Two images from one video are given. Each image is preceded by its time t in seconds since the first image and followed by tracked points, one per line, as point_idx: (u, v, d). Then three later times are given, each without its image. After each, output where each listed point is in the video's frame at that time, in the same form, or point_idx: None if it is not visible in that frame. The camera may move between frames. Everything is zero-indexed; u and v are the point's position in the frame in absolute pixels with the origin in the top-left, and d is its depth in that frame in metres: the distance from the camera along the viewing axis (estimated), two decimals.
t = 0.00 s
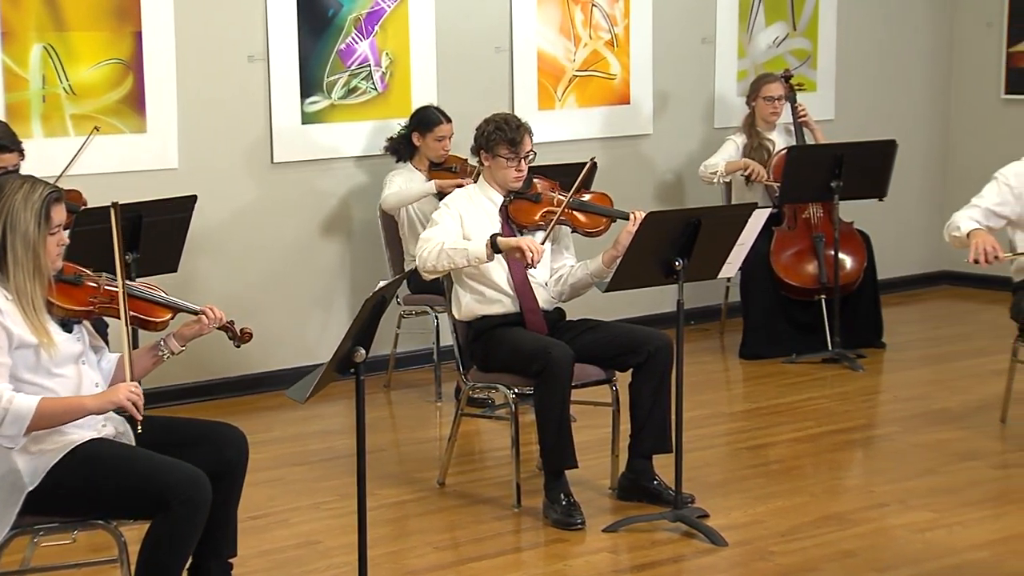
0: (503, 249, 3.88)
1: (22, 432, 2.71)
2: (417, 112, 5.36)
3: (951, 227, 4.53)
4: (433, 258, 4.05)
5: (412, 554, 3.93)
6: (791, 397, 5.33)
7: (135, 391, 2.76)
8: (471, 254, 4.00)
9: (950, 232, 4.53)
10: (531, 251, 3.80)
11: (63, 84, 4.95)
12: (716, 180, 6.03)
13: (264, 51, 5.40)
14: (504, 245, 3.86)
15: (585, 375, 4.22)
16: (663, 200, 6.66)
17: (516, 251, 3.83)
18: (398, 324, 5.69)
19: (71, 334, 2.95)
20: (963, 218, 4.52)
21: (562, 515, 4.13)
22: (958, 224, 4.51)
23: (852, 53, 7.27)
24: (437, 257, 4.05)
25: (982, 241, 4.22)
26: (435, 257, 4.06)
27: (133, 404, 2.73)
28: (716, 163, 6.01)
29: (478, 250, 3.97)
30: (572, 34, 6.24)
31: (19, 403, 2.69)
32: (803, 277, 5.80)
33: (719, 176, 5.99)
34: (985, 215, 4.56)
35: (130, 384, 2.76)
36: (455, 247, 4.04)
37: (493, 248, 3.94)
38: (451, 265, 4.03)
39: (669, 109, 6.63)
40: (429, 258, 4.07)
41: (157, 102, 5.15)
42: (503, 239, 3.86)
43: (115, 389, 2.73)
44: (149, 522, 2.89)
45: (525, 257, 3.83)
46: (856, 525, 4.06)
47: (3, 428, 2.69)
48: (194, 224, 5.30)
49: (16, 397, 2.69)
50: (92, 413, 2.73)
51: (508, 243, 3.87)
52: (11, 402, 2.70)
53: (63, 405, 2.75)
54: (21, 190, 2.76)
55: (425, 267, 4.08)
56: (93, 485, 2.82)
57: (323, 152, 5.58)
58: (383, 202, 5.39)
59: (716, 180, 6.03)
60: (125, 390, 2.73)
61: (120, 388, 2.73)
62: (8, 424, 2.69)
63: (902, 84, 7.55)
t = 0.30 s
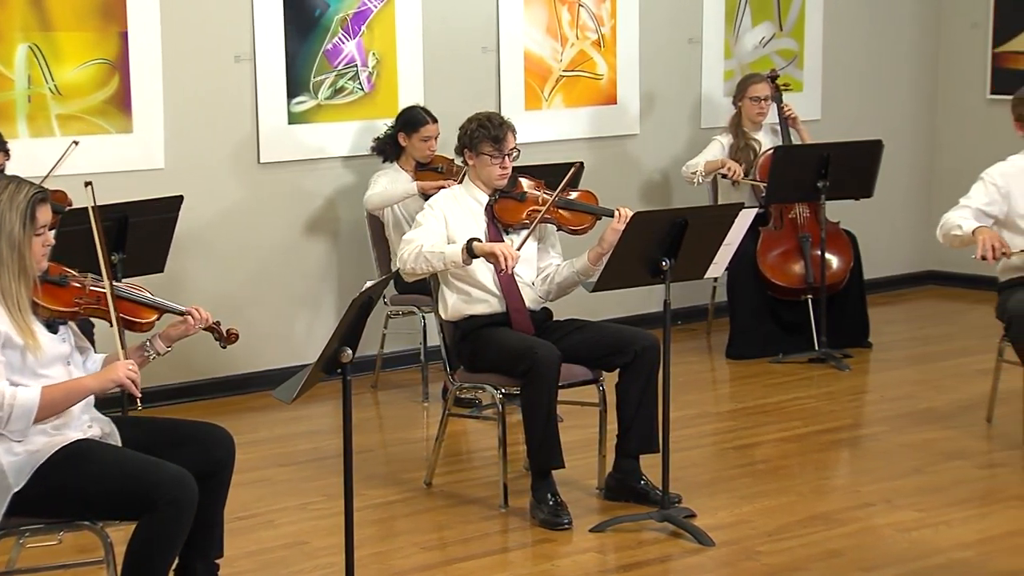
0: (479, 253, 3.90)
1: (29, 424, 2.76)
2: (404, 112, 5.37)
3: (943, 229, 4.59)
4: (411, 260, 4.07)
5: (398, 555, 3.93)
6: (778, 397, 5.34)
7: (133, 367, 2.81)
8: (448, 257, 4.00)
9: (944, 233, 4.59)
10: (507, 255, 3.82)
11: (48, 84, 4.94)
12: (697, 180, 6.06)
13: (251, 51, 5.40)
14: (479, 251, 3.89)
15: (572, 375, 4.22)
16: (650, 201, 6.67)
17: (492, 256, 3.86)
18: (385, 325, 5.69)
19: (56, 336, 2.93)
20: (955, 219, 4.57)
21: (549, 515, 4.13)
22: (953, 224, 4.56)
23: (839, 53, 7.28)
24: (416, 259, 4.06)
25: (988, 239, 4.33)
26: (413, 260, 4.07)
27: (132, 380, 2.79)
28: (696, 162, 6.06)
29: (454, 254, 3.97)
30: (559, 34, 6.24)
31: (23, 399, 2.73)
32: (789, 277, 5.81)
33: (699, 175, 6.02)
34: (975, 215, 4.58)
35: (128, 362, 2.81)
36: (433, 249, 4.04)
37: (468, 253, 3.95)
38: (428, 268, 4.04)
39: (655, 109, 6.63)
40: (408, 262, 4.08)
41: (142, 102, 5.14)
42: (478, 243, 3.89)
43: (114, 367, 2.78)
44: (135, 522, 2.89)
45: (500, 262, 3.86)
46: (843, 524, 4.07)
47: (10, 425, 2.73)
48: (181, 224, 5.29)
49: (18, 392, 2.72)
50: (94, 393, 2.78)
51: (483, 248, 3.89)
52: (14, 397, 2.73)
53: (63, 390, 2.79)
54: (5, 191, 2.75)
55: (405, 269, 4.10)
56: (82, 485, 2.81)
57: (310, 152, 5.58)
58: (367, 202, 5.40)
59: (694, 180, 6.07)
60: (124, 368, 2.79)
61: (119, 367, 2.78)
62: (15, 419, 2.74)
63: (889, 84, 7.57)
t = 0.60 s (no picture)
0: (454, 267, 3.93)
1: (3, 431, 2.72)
2: (390, 112, 5.38)
3: (954, 233, 4.52)
4: (393, 264, 4.07)
5: (384, 555, 3.93)
6: (765, 397, 5.35)
7: (113, 383, 2.76)
8: (424, 266, 4.02)
9: (954, 236, 4.53)
10: (480, 270, 3.85)
11: (33, 84, 4.93)
12: (681, 180, 6.07)
13: (236, 51, 5.39)
14: (453, 265, 3.92)
15: (558, 375, 4.21)
16: (637, 201, 6.67)
17: (465, 269, 3.89)
18: (371, 325, 5.69)
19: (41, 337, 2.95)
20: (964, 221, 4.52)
21: (535, 515, 4.13)
22: (964, 225, 4.50)
23: (825, 53, 7.30)
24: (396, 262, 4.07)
25: (1007, 234, 4.26)
26: (394, 263, 4.08)
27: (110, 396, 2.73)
28: (680, 162, 6.08)
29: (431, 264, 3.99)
30: (545, 34, 6.24)
31: None
32: (775, 277, 5.82)
33: (683, 175, 6.04)
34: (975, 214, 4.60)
35: (107, 375, 2.76)
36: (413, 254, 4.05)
37: (444, 267, 3.97)
38: (405, 274, 4.05)
39: (642, 109, 6.63)
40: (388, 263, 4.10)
41: (128, 103, 5.14)
42: (453, 258, 3.91)
43: (93, 380, 2.73)
44: (121, 523, 2.88)
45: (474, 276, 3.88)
46: (829, 524, 4.07)
47: None
48: (166, 225, 5.29)
49: None
50: (70, 405, 2.74)
51: (458, 262, 3.93)
52: None
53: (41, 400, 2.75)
54: None
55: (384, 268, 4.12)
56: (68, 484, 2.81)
57: (296, 152, 5.57)
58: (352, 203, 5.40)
59: (678, 179, 6.08)
60: (102, 382, 2.73)
61: (97, 381, 2.73)
62: None
63: (875, 85, 7.58)
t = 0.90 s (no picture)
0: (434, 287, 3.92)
1: None
2: (377, 112, 5.38)
3: (969, 227, 4.48)
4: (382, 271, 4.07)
5: (371, 555, 3.92)
6: (752, 397, 5.35)
7: (79, 407, 2.77)
8: (407, 279, 4.01)
9: (968, 230, 4.49)
10: (456, 287, 3.86)
11: (18, 84, 4.92)
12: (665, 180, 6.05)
13: (223, 51, 5.38)
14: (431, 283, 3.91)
15: (545, 375, 4.21)
16: (623, 202, 6.67)
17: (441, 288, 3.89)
18: (358, 325, 5.68)
19: (26, 338, 2.95)
20: (978, 214, 4.48)
21: (522, 516, 4.13)
22: (979, 218, 4.46)
23: (811, 53, 7.31)
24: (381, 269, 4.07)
25: None
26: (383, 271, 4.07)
27: (75, 420, 2.74)
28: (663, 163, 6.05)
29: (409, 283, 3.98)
30: (531, 34, 6.24)
31: None
32: (762, 277, 5.83)
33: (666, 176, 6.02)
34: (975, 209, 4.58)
35: (73, 399, 2.77)
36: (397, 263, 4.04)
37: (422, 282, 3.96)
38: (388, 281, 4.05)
39: (629, 109, 6.64)
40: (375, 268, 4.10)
41: (114, 102, 5.13)
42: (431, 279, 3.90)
43: (59, 403, 2.74)
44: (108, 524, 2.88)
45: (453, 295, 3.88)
46: (815, 523, 4.08)
47: None
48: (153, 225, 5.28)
49: None
50: (33, 427, 2.75)
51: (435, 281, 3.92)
52: None
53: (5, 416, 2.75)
54: None
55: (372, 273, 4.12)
56: (47, 485, 2.80)
57: (283, 152, 5.57)
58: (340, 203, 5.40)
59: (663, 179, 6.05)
60: (67, 405, 2.75)
61: (61, 404, 2.74)
62: None
63: (861, 85, 7.60)
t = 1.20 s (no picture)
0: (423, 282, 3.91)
1: None
2: (366, 113, 5.38)
3: (955, 224, 4.50)
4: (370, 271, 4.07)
5: (360, 556, 3.92)
6: (740, 397, 5.35)
7: (51, 421, 2.71)
8: (396, 278, 4.00)
9: (954, 226, 4.51)
10: (445, 284, 3.83)
11: (5, 84, 4.91)
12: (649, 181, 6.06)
13: (210, 51, 5.38)
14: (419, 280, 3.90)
15: (534, 375, 4.20)
16: (611, 202, 6.67)
17: (430, 284, 3.88)
18: (346, 325, 5.68)
19: (10, 340, 2.95)
20: (964, 210, 4.50)
21: (510, 515, 4.13)
22: (965, 215, 4.48)
23: (799, 53, 7.32)
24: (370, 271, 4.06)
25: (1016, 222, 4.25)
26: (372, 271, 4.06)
27: (43, 435, 2.68)
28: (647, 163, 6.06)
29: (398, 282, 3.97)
30: (519, 34, 6.24)
31: None
32: (749, 277, 5.84)
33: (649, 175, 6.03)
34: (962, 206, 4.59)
35: (44, 413, 2.72)
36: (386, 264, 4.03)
37: (412, 282, 3.95)
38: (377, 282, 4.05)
39: (617, 109, 6.64)
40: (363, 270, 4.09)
41: (101, 103, 5.12)
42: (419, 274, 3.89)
43: (29, 418, 2.69)
44: (93, 525, 2.87)
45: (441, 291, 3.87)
46: (803, 523, 4.08)
47: None
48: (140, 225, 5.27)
49: None
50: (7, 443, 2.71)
51: (423, 278, 3.91)
52: None
53: None
54: None
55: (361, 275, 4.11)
56: (36, 486, 2.80)
57: (270, 153, 5.56)
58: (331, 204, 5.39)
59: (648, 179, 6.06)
60: (37, 420, 2.69)
61: (31, 420, 2.69)
62: None
63: (849, 85, 7.61)
